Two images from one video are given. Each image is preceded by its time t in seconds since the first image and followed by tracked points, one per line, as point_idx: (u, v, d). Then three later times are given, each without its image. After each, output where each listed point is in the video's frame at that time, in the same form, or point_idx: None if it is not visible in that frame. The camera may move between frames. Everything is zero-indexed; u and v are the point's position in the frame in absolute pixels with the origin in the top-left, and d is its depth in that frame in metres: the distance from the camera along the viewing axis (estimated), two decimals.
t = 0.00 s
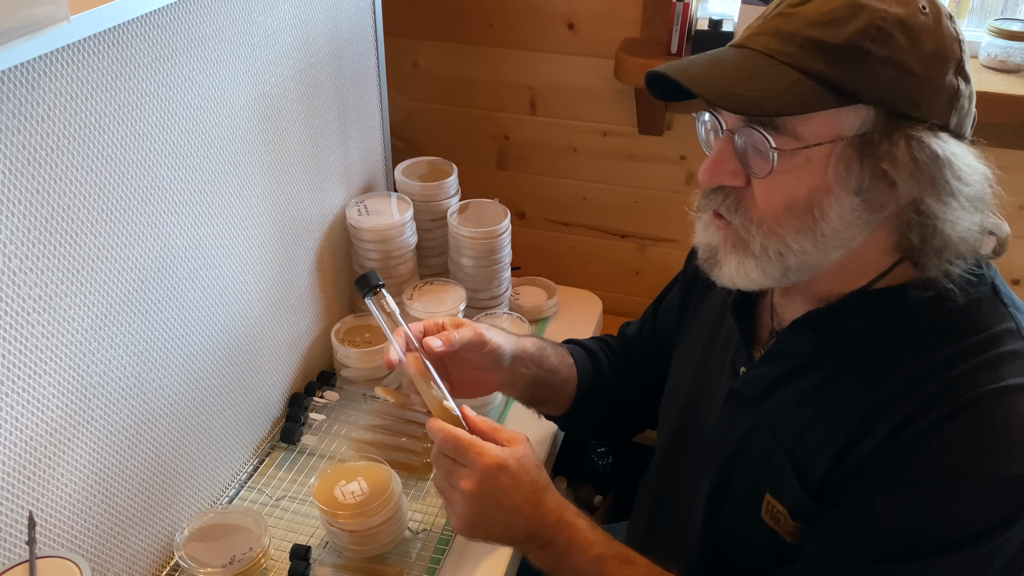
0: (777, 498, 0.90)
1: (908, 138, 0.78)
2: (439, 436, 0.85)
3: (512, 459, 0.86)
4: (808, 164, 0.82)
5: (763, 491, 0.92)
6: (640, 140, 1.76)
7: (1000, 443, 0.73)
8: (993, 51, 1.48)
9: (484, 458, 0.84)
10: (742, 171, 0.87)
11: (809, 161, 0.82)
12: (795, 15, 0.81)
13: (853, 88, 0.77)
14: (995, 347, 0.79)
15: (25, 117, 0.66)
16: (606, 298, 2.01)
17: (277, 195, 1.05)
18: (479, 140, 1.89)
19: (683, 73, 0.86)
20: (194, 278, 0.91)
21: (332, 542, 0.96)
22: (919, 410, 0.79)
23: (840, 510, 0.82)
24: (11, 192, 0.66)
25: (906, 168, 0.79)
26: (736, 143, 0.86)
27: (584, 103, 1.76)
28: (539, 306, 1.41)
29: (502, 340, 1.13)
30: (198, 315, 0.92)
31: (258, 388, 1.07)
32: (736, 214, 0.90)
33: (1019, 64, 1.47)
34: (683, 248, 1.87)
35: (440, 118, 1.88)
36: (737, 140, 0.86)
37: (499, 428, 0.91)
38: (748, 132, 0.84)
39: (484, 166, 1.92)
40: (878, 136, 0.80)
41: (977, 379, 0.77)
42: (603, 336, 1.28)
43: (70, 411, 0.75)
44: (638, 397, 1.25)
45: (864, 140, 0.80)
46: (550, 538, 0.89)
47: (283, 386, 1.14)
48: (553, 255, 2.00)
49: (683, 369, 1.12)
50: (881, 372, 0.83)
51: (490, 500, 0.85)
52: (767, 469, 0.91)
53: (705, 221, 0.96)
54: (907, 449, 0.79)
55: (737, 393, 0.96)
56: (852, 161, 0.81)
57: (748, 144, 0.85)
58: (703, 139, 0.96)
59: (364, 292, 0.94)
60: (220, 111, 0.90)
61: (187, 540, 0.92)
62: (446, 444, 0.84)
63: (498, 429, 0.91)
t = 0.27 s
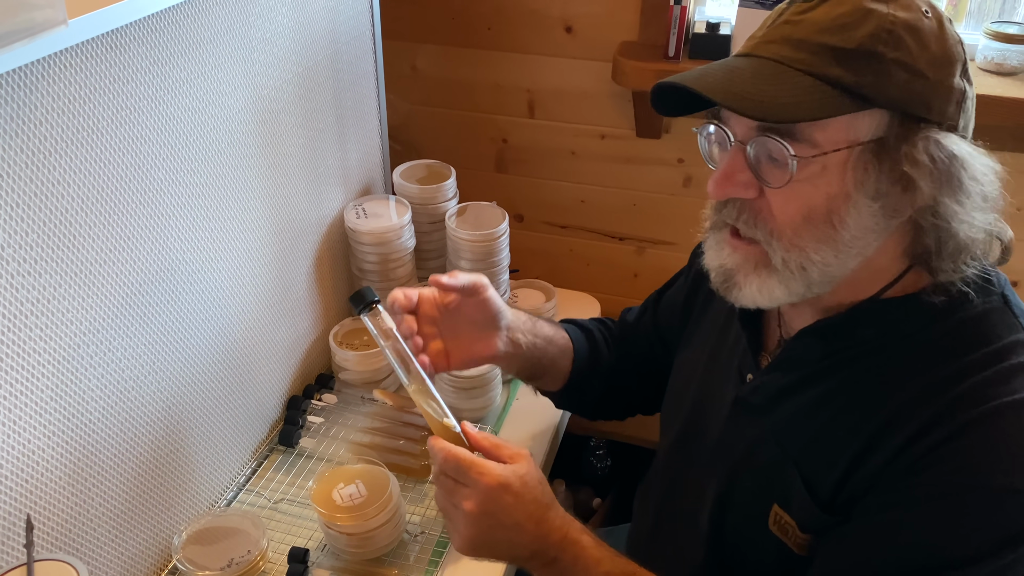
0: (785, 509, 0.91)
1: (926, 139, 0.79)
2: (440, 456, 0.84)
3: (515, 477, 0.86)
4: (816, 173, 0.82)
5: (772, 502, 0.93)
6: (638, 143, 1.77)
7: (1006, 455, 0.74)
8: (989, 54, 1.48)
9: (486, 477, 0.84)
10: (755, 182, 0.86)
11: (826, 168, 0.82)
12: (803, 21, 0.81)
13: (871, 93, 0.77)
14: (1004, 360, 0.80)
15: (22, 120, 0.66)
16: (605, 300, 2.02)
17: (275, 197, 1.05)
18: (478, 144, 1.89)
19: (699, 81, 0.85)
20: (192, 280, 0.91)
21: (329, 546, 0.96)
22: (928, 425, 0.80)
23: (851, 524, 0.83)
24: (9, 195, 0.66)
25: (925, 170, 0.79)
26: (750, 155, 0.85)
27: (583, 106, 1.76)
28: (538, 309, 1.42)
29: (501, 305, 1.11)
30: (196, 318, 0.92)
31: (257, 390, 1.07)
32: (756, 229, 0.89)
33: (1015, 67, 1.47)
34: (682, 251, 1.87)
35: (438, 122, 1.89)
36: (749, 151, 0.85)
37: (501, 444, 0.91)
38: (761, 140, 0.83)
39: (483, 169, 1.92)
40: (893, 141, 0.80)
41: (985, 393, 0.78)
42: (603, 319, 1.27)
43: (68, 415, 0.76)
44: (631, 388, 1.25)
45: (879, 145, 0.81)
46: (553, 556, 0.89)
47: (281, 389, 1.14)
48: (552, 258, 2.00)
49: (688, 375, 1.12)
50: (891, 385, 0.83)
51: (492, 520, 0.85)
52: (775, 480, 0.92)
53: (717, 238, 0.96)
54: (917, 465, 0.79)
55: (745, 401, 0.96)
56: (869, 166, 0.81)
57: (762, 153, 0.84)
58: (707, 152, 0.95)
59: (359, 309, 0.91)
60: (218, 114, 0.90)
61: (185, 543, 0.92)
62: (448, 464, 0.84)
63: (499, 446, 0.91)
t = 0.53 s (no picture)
0: (784, 510, 0.92)
1: (928, 142, 0.80)
2: (439, 466, 0.85)
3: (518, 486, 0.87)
4: (816, 176, 0.83)
5: (771, 505, 0.94)
6: (636, 146, 1.77)
7: (1006, 459, 0.74)
8: (984, 56, 1.49)
9: (488, 486, 0.86)
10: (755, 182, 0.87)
11: (826, 170, 0.82)
12: (803, 24, 0.82)
13: (869, 96, 0.78)
14: (1004, 363, 0.80)
15: (19, 124, 0.66)
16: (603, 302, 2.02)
17: (272, 200, 1.06)
18: (476, 147, 1.89)
19: (702, 83, 0.85)
20: (189, 283, 0.91)
21: (326, 548, 0.97)
22: (930, 428, 0.80)
23: (854, 529, 0.84)
24: (7, 199, 0.66)
25: (928, 173, 0.80)
26: (751, 155, 0.85)
27: (580, 109, 1.76)
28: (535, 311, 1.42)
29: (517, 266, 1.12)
30: (193, 321, 0.92)
31: (254, 393, 1.07)
32: (753, 230, 0.90)
33: (1011, 69, 1.47)
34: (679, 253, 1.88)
35: (436, 124, 1.89)
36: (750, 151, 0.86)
37: (500, 452, 0.92)
38: (763, 141, 0.83)
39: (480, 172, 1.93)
40: (894, 145, 0.81)
41: (987, 397, 0.78)
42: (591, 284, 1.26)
43: (65, 417, 0.76)
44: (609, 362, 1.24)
45: (880, 149, 0.81)
46: (554, 567, 0.89)
47: (278, 391, 1.14)
48: (550, 260, 2.00)
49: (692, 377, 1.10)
50: (892, 387, 0.84)
51: (495, 530, 0.86)
52: (775, 482, 0.93)
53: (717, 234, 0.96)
54: (919, 468, 0.80)
55: (745, 401, 0.95)
56: (868, 170, 0.82)
57: (763, 154, 0.84)
58: (709, 152, 0.95)
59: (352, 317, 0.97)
60: (215, 117, 0.91)
61: (182, 546, 0.93)
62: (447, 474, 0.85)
63: (499, 454, 0.92)
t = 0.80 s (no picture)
0: (784, 511, 0.92)
1: (926, 143, 0.80)
2: (443, 464, 0.86)
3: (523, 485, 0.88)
4: (814, 176, 0.83)
5: (770, 505, 0.94)
6: (634, 147, 1.77)
7: (1004, 458, 0.74)
8: (983, 58, 1.49)
9: (493, 484, 0.86)
10: (754, 185, 0.87)
11: (824, 172, 0.82)
12: (800, 27, 0.82)
13: (866, 97, 0.78)
14: (1001, 361, 0.80)
15: (19, 127, 0.66)
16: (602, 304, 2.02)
17: (272, 202, 1.06)
18: (475, 149, 1.90)
19: (701, 87, 0.85)
20: (189, 285, 0.91)
21: (326, 550, 0.97)
22: (929, 427, 0.80)
23: (855, 531, 0.83)
24: (6, 202, 0.66)
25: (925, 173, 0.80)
26: (749, 159, 0.85)
27: (579, 111, 1.77)
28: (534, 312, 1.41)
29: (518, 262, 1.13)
30: (192, 323, 0.93)
31: (254, 395, 1.07)
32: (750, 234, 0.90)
33: (1009, 71, 1.48)
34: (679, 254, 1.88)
35: (435, 126, 1.89)
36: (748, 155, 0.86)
37: (504, 452, 0.93)
38: (760, 144, 0.83)
39: (479, 174, 1.93)
40: (890, 145, 0.81)
41: (985, 395, 0.78)
42: (578, 245, 1.26)
43: (65, 420, 0.76)
44: (586, 326, 1.24)
45: (876, 150, 0.81)
46: (557, 565, 0.89)
47: (278, 393, 1.14)
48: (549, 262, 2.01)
49: (692, 382, 1.11)
50: (890, 388, 0.83)
51: (501, 529, 0.86)
52: (775, 483, 0.93)
53: (712, 239, 0.96)
54: (919, 467, 0.80)
55: (742, 402, 0.95)
56: (866, 171, 0.82)
57: (763, 158, 0.84)
58: (705, 155, 0.95)
59: (353, 319, 0.96)
60: (214, 119, 0.91)
61: (182, 548, 0.93)
62: (451, 472, 0.86)
63: (503, 453, 0.93)
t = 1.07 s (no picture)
0: (786, 509, 0.92)
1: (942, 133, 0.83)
2: (444, 467, 0.86)
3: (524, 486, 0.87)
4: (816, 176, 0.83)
5: (771, 504, 0.94)
6: (635, 147, 1.77)
7: (1002, 444, 0.74)
8: (984, 58, 1.49)
9: (494, 485, 0.86)
10: (790, 197, 0.85)
11: (859, 175, 0.83)
12: (820, 30, 0.82)
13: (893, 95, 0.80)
14: (998, 350, 0.80)
15: (21, 128, 0.66)
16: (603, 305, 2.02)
17: (273, 202, 1.06)
18: (475, 149, 1.90)
19: (748, 92, 0.83)
20: (190, 286, 0.91)
21: (328, 551, 0.97)
22: (926, 418, 0.80)
23: (852, 524, 0.83)
24: (8, 202, 0.66)
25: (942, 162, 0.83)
26: (782, 167, 0.85)
27: (580, 111, 1.77)
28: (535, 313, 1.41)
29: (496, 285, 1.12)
30: (194, 324, 0.92)
31: (255, 395, 1.07)
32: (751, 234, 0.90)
33: (1011, 71, 1.48)
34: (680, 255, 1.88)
35: (436, 127, 1.89)
36: (784, 165, 0.85)
37: (505, 454, 0.93)
38: (801, 151, 0.83)
39: (480, 175, 1.93)
40: (914, 142, 0.83)
41: (981, 382, 0.78)
42: (569, 227, 1.28)
43: (66, 421, 0.76)
44: (568, 305, 1.27)
45: (903, 147, 0.83)
46: (559, 565, 0.89)
47: (280, 393, 1.14)
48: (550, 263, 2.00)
49: (688, 381, 1.10)
50: (885, 382, 0.83)
51: (503, 531, 0.86)
52: (776, 483, 0.93)
53: (735, 262, 0.94)
54: (915, 459, 0.80)
55: (740, 402, 0.96)
56: (895, 168, 0.84)
57: (802, 165, 0.84)
58: (716, 171, 0.95)
59: (355, 325, 0.93)
60: (216, 120, 0.91)
61: (184, 549, 0.93)
62: (453, 473, 0.86)
63: (504, 455, 0.92)
